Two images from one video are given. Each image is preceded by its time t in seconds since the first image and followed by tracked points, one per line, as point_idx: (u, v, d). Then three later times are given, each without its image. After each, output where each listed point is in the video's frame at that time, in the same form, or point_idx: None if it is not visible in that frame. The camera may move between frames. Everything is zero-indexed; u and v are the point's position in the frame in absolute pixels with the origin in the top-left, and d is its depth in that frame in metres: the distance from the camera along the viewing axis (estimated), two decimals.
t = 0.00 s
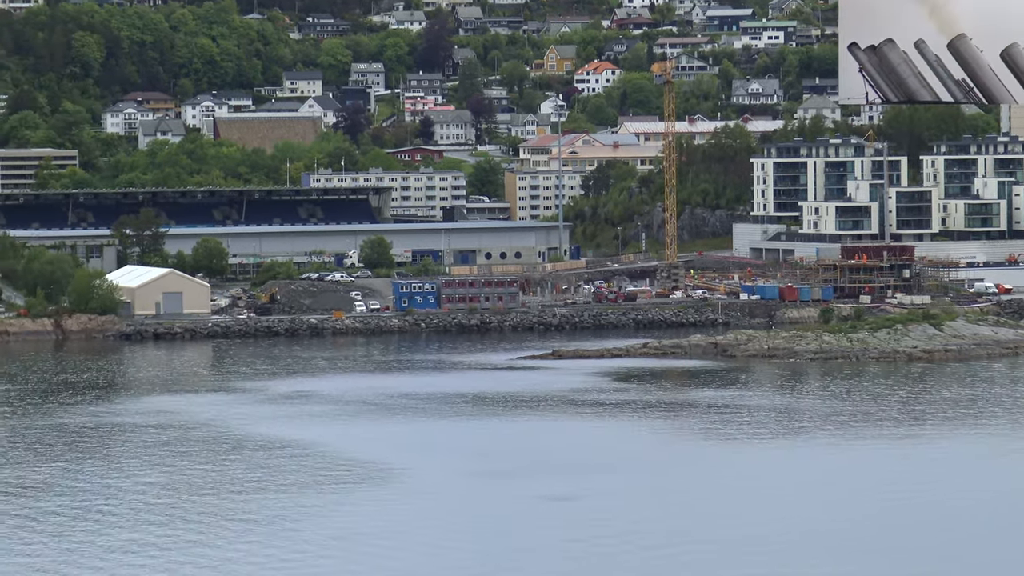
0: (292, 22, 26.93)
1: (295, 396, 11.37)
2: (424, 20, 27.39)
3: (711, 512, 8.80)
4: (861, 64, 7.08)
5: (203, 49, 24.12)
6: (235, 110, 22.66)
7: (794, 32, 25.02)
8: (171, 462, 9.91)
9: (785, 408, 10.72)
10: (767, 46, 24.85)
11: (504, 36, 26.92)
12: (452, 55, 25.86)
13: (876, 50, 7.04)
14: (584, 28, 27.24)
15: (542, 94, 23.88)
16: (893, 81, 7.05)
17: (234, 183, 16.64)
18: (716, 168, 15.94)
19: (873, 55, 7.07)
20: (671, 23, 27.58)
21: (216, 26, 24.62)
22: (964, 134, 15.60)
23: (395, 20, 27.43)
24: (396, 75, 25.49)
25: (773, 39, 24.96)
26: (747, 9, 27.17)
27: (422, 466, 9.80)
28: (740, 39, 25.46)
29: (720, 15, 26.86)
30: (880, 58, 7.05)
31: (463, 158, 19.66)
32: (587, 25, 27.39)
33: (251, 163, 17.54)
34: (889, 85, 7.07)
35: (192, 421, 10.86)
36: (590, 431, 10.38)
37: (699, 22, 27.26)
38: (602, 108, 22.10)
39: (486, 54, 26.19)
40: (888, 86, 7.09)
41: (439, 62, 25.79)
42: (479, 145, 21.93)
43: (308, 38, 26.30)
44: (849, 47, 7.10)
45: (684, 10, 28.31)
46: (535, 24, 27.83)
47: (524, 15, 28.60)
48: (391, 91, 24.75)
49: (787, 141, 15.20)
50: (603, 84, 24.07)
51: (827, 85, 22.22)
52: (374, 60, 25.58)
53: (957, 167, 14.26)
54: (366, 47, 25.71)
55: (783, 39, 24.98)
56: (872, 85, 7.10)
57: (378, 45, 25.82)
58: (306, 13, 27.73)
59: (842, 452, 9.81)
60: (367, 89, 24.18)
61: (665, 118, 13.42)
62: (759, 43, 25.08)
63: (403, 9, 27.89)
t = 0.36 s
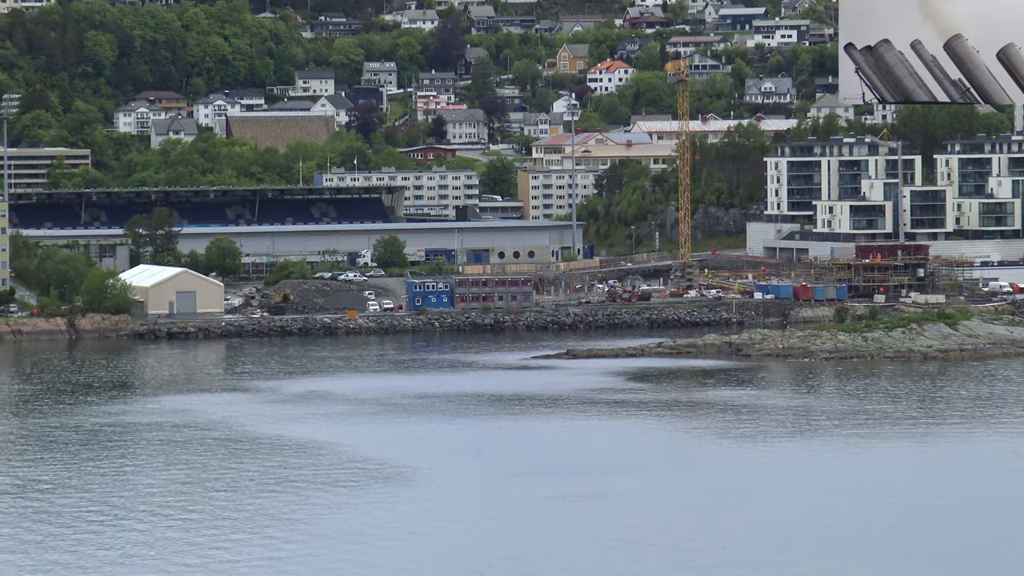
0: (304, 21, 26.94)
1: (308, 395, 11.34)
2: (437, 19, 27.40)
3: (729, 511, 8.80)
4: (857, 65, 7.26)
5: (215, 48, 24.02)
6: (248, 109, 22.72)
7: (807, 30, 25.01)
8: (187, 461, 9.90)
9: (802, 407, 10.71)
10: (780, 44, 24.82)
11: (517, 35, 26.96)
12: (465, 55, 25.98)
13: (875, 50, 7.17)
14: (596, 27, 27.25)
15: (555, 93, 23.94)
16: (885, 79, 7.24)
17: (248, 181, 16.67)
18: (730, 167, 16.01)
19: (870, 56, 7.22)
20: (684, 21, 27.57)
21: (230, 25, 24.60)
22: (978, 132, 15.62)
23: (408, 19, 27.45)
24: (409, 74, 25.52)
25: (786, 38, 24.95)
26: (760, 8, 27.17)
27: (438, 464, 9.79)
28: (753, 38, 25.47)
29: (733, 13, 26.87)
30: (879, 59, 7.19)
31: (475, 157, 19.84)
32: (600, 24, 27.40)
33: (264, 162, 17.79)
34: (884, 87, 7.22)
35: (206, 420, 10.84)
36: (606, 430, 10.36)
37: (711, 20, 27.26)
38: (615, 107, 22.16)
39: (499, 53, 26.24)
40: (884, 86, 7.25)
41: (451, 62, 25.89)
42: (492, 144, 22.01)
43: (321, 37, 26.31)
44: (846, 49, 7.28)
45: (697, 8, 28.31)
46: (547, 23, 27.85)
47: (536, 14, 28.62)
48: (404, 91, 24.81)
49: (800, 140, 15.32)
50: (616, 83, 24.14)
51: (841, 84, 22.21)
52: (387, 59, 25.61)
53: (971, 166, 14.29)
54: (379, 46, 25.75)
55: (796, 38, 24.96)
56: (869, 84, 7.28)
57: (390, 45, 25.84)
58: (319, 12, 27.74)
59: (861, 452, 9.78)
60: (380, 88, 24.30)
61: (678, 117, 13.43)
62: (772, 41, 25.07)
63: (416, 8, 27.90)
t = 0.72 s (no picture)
0: (319, 17, 26.99)
1: (324, 392, 11.30)
2: (451, 15, 27.42)
3: (749, 508, 8.78)
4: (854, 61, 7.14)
5: (230, 45, 24.06)
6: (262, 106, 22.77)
7: (821, 27, 25.05)
8: (206, 456, 9.87)
9: (821, 403, 10.70)
10: (795, 41, 24.86)
11: (531, 31, 27.01)
12: (479, 50, 26.03)
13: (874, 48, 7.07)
14: (610, 23, 27.28)
15: (569, 89, 23.98)
16: (884, 75, 7.05)
17: (263, 178, 16.72)
18: (746, 164, 16.07)
19: (869, 53, 7.11)
20: (698, 17, 27.59)
21: (244, 21, 24.64)
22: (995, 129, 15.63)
23: (422, 15, 27.48)
24: (423, 71, 25.58)
25: (801, 34, 25.00)
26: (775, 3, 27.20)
27: (456, 460, 9.76)
28: (767, 34, 25.50)
29: (747, 9, 26.91)
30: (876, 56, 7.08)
31: (489, 154, 19.95)
32: (614, 20, 27.42)
33: (279, 159, 17.85)
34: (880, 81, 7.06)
35: (223, 416, 10.80)
36: (625, 428, 10.34)
37: (725, 16, 27.30)
38: (630, 103, 22.25)
39: (514, 50, 26.28)
40: (881, 84, 7.04)
41: (466, 57, 25.95)
42: (506, 140, 22.13)
43: (335, 33, 26.35)
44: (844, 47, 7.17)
45: (712, 4, 28.33)
46: (561, 19, 27.90)
47: (550, 11, 28.64)
48: (419, 87, 24.91)
49: (815, 138, 15.38)
50: (630, 80, 24.29)
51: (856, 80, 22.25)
52: (401, 56, 25.67)
53: (987, 163, 14.30)
54: (393, 42, 25.82)
55: (811, 34, 25.00)
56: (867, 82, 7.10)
57: (405, 41, 25.89)
58: (332, 8, 27.81)
59: (882, 448, 9.76)
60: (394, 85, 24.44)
61: (695, 113, 13.42)
62: (787, 37, 25.13)
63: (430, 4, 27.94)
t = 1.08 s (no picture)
0: (336, 13, 26.99)
1: (344, 388, 11.28)
2: (469, 11, 27.44)
3: (774, 499, 8.78)
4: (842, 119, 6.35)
5: (248, 41, 24.09)
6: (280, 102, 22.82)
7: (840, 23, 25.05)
8: (228, 451, 9.86)
9: (845, 398, 10.70)
10: (813, 37, 24.87)
11: (549, 27, 27.03)
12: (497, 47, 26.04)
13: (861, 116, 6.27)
14: (629, 19, 27.30)
15: (587, 85, 23.99)
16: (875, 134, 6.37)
17: (281, 174, 16.77)
18: (764, 160, 16.11)
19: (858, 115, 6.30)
20: (717, 13, 27.58)
21: (262, 17, 24.64)
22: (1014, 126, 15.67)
23: (440, 12, 27.42)
24: (441, 67, 25.60)
25: (819, 31, 25.01)
26: None
27: (479, 454, 9.76)
28: (786, 30, 25.50)
29: (766, 5, 26.88)
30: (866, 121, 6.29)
31: (507, 150, 20.03)
32: (632, 16, 27.45)
33: (298, 156, 17.88)
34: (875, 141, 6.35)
35: (242, 412, 10.77)
36: (646, 423, 10.33)
37: (744, 14, 27.29)
38: (649, 100, 22.28)
39: (532, 46, 26.30)
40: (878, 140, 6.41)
41: (484, 54, 25.91)
42: (524, 137, 22.24)
43: (353, 29, 26.37)
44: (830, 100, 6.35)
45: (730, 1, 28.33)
46: (579, 15, 27.90)
47: (568, 7, 28.64)
48: (436, 83, 24.96)
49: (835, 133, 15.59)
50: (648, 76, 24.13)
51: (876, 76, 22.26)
52: (419, 52, 25.69)
53: (1007, 159, 14.35)
54: (411, 38, 25.84)
55: (830, 30, 25.01)
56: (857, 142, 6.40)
57: (422, 37, 25.92)
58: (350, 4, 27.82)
59: (906, 442, 9.76)
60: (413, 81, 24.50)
61: (714, 108, 13.42)
62: (805, 34, 25.15)
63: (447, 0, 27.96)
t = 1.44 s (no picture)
0: (349, 12, 27.01)
1: (359, 388, 11.25)
2: (482, 10, 27.49)
3: (795, 497, 8.77)
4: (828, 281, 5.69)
5: (261, 40, 24.12)
6: (294, 101, 22.85)
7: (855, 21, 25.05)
8: (245, 450, 9.85)
9: (864, 397, 10.70)
10: (827, 35, 24.88)
11: (563, 25, 27.06)
12: (511, 46, 26.05)
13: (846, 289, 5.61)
14: (643, 17, 27.32)
15: (601, 83, 24.02)
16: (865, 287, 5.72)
17: (296, 173, 16.80)
18: (779, 158, 16.14)
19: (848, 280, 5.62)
20: (730, 11, 27.59)
21: (275, 16, 24.66)
22: None
23: (453, 10, 27.47)
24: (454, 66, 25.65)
25: (833, 28, 25.02)
26: None
27: (498, 453, 9.75)
28: (800, 28, 25.49)
29: (779, 4, 26.87)
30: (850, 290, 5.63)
31: (521, 148, 20.09)
32: (646, 14, 27.48)
33: (312, 154, 17.90)
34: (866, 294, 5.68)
35: (256, 411, 10.74)
36: (663, 422, 10.32)
37: (758, 11, 27.27)
38: (662, 98, 22.29)
39: (545, 44, 26.32)
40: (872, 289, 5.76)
41: (498, 52, 26.00)
42: (538, 135, 22.32)
43: (366, 28, 26.39)
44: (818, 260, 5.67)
45: None
46: (593, 14, 27.90)
47: (583, 5, 28.63)
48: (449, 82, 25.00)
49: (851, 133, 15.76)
50: (662, 75, 24.17)
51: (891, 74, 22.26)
52: (432, 50, 25.73)
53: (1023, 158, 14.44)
54: (424, 37, 25.87)
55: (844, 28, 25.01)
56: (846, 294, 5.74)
57: (436, 36, 25.96)
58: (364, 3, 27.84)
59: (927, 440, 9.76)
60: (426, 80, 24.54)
61: (729, 107, 13.42)
62: (819, 32, 25.17)
63: None
